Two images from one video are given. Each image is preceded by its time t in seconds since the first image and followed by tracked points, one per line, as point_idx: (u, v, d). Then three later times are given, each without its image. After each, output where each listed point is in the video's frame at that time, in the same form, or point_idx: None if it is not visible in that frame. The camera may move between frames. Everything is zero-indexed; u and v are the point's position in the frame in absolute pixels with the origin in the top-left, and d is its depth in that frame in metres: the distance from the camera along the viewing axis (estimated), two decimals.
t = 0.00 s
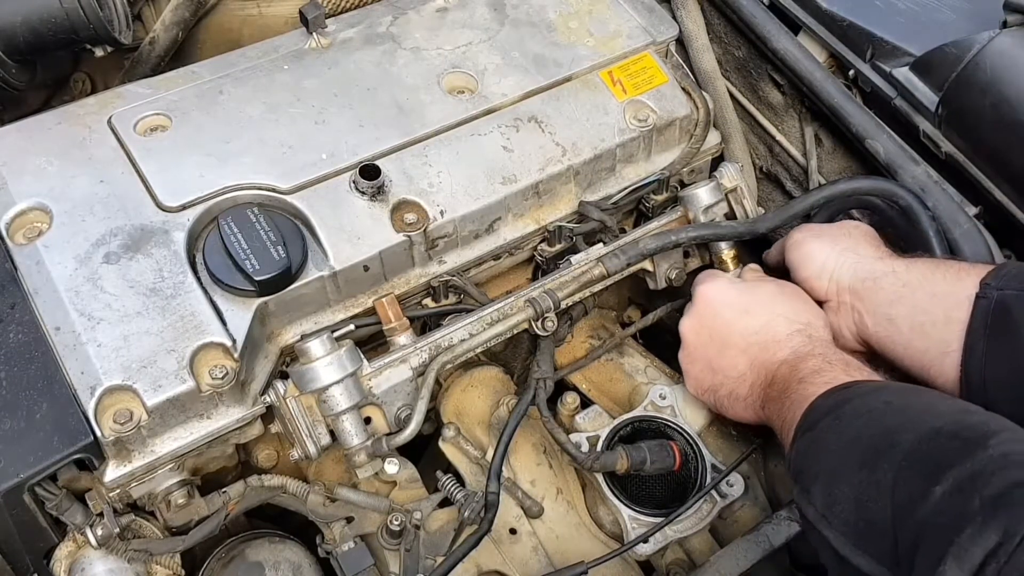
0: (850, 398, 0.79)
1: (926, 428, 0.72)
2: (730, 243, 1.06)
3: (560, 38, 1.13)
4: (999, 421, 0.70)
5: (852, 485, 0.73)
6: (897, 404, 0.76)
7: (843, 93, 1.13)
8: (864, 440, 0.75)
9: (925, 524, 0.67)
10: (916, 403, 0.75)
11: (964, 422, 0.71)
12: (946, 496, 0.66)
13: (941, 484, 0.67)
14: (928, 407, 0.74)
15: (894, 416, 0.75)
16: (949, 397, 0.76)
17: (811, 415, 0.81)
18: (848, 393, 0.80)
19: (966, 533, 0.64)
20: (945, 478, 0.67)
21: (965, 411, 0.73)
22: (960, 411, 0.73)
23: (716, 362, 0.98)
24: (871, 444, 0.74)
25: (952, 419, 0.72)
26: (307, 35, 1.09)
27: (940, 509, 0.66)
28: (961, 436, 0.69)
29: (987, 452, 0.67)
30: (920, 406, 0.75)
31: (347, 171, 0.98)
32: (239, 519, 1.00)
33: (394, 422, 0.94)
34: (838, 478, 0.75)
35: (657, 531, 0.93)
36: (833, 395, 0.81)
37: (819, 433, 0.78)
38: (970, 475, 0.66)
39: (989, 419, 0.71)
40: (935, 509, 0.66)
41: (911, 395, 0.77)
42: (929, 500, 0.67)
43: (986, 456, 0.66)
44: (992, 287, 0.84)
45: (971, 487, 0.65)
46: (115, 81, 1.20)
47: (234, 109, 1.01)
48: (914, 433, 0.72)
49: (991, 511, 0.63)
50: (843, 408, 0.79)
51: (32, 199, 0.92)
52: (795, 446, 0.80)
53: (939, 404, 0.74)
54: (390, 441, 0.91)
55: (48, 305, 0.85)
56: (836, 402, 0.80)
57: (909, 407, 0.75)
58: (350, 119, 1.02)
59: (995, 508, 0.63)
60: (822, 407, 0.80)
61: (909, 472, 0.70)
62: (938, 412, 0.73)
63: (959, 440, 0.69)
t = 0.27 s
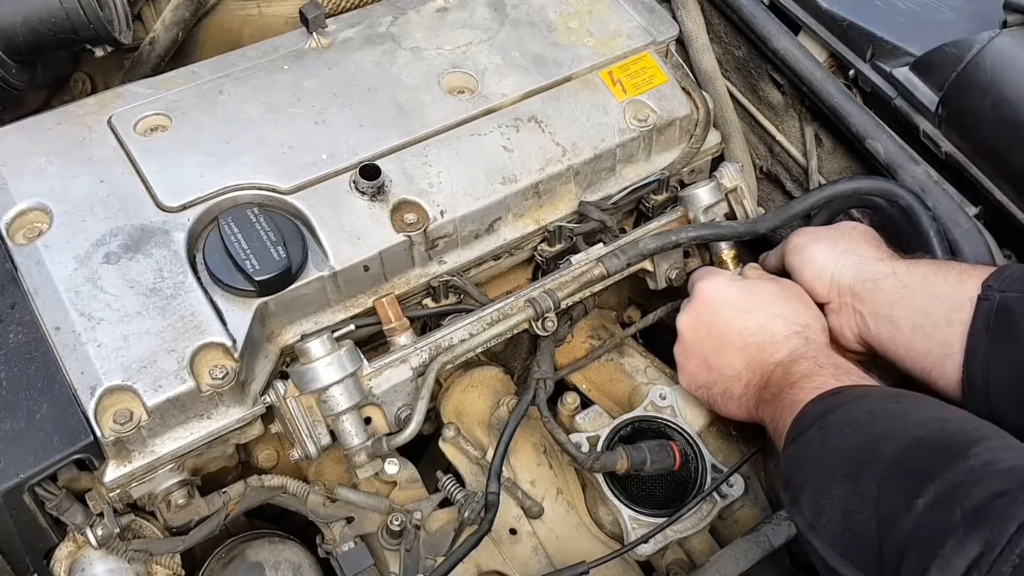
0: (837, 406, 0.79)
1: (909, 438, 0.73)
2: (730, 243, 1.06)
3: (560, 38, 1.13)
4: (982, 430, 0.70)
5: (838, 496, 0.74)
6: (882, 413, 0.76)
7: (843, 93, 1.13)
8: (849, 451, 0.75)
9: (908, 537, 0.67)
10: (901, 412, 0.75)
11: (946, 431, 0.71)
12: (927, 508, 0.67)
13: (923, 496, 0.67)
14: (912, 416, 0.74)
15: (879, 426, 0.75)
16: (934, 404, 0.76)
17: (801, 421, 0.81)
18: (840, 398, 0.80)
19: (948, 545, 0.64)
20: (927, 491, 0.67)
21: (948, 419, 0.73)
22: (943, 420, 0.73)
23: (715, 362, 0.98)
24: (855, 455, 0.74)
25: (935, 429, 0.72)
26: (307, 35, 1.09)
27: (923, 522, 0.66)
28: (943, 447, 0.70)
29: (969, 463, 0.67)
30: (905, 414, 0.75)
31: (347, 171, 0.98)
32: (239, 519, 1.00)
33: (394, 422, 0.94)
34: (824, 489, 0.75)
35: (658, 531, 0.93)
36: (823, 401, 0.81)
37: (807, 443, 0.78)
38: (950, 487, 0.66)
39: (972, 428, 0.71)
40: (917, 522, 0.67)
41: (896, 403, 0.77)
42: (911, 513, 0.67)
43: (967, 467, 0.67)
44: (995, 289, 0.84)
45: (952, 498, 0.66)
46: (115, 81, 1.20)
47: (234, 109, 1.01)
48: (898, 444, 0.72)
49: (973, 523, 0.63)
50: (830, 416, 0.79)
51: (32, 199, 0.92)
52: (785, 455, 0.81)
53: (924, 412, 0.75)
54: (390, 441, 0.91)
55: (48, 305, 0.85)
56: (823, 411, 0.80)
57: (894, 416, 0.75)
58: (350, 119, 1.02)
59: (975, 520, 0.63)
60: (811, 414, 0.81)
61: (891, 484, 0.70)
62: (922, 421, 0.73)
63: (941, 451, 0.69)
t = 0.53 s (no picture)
0: (826, 410, 0.79)
1: (900, 446, 0.72)
2: (730, 243, 1.06)
3: (560, 38, 1.13)
4: (972, 434, 0.70)
5: (831, 508, 0.74)
6: (871, 417, 0.76)
7: (843, 93, 1.13)
8: (840, 461, 0.75)
9: (903, 553, 0.67)
10: (891, 415, 0.75)
11: (937, 437, 0.71)
12: (921, 525, 0.67)
13: (916, 512, 0.67)
14: (901, 420, 0.74)
15: (868, 432, 0.75)
16: (923, 405, 0.75)
17: (790, 424, 0.81)
18: (830, 398, 0.80)
19: (944, 564, 0.64)
20: (920, 506, 0.67)
21: (938, 423, 0.72)
22: (933, 424, 0.72)
23: (712, 359, 0.98)
24: (847, 465, 0.74)
25: (925, 436, 0.71)
26: (307, 35, 1.09)
27: (918, 539, 0.66)
28: (934, 457, 0.69)
29: (960, 476, 0.67)
30: (894, 418, 0.75)
31: (347, 171, 0.98)
32: (239, 519, 1.00)
33: (394, 422, 0.94)
34: (818, 500, 0.75)
35: (658, 531, 0.93)
36: (812, 402, 0.81)
37: (798, 450, 0.78)
38: (944, 502, 0.66)
39: (963, 433, 0.70)
40: (913, 538, 0.67)
41: (885, 405, 0.76)
42: (906, 529, 0.68)
43: (959, 480, 0.66)
44: (996, 289, 0.84)
45: (945, 514, 0.66)
46: (115, 81, 1.20)
47: (234, 109, 1.01)
48: (888, 453, 0.72)
49: (967, 540, 0.63)
50: (820, 422, 0.79)
51: (32, 199, 0.92)
52: (776, 460, 0.81)
53: (914, 415, 0.74)
54: (390, 441, 0.91)
55: (48, 305, 0.85)
56: (813, 416, 0.80)
57: (883, 421, 0.75)
58: (350, 119, 1.02)
59: (970, 537, 0.63)
60: (801, 418, 0.81)
61: (884, 497, 0.70)
62: (911, 426, 0.73)
63: (933, 461, 0.69)
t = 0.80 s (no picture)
0: (814, 419, 0.79)
1: (888, 453, 0.73)
2: (730, 243, 1.06)
3: (560, 38, 1.13)
4: (958, 440, 0.71)
5: (820, 517, 0.74)
6: (858, 425, 0.76)
7: (843, 93, 1.13)
8: (829, 469, 0.75)
9: (893, 561, 0.67)
10: (877, 422, 0.75)
11: (924, 444, 0.71)
12: (911, 532, 0.67)
13: (906, 519, 0.68)
14: (888, 428, 0.74)
15: (856, 439, 0.75)
16: (908, 412, 0.76)
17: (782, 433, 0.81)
18: (819, 407, 0.80)
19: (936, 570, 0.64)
20: (909, 513, 0.68)
21: (924, 430, 0.73)
22: (919, 431, 0.73)
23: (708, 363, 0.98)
24: (836, 473, 0.74)
25: (912, 443, 0.72)
26: (307, 35, 1.09)
27: (908, 546, 0.67)
28: (922, 465, 0.70)
29: (948, 482, 0.67)
30: (883, 425, 0.75)
31: (347, 171, 0.98)
32: (239, 519, 1.00)
33: (394, 422, 0.94)
34: (808, 509, 0.75)
35: (659, 532, 0.93)
36: (802, 411, 0.81)
37: (789, 460, 0.78)
38: (933, 508, 0.67)
39: (949, 439, 0.71)
40: (903, 546, 0.67)
41: (872, 412, 0.77)
42: (896, 536, 0.68)
43: (947, 486, 0.67)
44: (997, 290, 0.84)
45: (935, 520, 0.66)
46: (115, 81, 1.20)
47: (234, 109, 1.01)
48: (876, 460, 0.72)
49: (958, 545, 0.64)
50: (809, 431, 0.79)
51: (32, 198, 0.92)
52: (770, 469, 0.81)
53: (903, 421, 0.75)
54: (390, 441, 0.91)
55: (48, 304, 0.85)
56: (803, 425, 0.80)
57: (870, 429, 0.75)
58: (350, 119, 1.02)
59: (960, 542, 0.64)
60: (791, 427, 0.81)
61: (873, 504, 0.70)
62: (898, 434, 0.73)
63: (920, 469, 0.70)
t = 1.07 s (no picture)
0: (831, 407, 0.79)
1: (904, 439, 0.73)
2: (730, 243, 1.06)
3: (560, 38, 1.13)
4: (975, 428, 0.71)
5: (833, 500, 0.74)
6: (876, 413, 0.76)
7: (843, 93, 1.13)
8: (844, 453, 0.75)
9: (903, 542, 0.67)
10: (896, 410, 0.76)
11: (941, 431, 0.71)
12: (923, 513, 0.67)
13: (918, 501, 0.67)
14: (906, 416, 0.74)
15: (873, 425, 0.75)
16: (927, 402, 0.76)
17: (797, 420, 0.81)
18: (834, 397, 0.80)
19: (945, 549, 0.64)
20: (921, 495, 0.68)
21: (942, 418, 0.73)
22: (937, 419, 0.73)
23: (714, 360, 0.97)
24: (851, 457, 0.74)
25: (929, 430, 0.72)
26: (307, 35, 1.09)
27: (918, 527, 0.66)
28: (937, 449, 0.70)
29: (962, 466, 0.67)
30: (899, 413, 0.75)
31: (347, 171, 0.98)
32: (239, 519, 1.00)
33: (394, 422, 0.94)
34: (820, 493, 0.75)
35: (660, 533, 0.93)
36: (819, 399, 0.81)
37: (803, 445, 0.79)
38: (945, 490, 0.66)
39: (966, 427, 0.71)
40: (914, 527, 0.67)
41: (891, 402, 0.77)
42: (907, 518, 0.68)
43: (961, 470, 0.67)
44: (999, 291, 0.84)
45: (946, 503, 0.66)
46: (115, 81, 1.20)
47: (234, 109, 1.01)
48: (892, 445, 0.72)
49: (967, 527, 0.63)
50: (825, 418, 0.79)
51: (32, 198, 0.92)
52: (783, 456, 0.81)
53: (918, 410, 0.75)
54: (390, 440, 0.91)
55: (48, 304, 0.85)
56: (819, 412, 0.80)
57: (887, 416, 0.75)
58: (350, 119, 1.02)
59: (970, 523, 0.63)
60: (807, 415, 0.81)
61: (887, 487, 0.70)
62: (916, 421, 0.73)
63: (935, 453, 0.69)
